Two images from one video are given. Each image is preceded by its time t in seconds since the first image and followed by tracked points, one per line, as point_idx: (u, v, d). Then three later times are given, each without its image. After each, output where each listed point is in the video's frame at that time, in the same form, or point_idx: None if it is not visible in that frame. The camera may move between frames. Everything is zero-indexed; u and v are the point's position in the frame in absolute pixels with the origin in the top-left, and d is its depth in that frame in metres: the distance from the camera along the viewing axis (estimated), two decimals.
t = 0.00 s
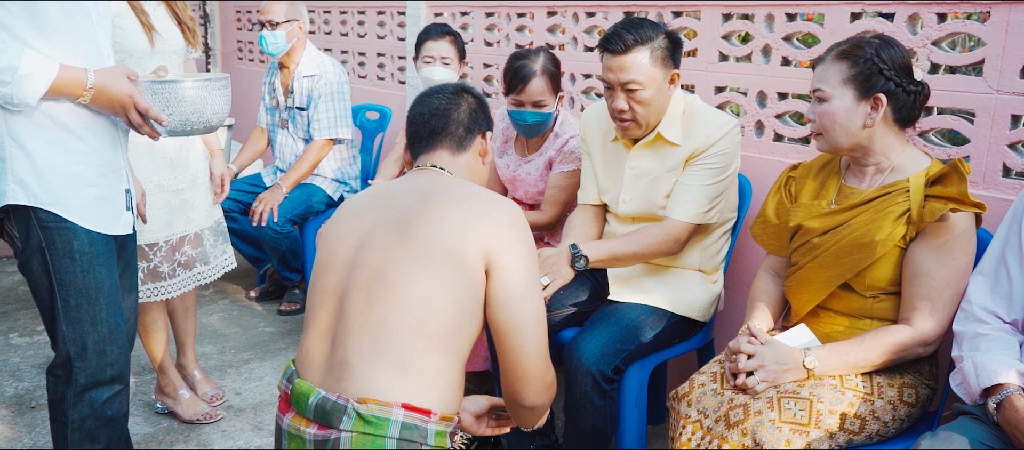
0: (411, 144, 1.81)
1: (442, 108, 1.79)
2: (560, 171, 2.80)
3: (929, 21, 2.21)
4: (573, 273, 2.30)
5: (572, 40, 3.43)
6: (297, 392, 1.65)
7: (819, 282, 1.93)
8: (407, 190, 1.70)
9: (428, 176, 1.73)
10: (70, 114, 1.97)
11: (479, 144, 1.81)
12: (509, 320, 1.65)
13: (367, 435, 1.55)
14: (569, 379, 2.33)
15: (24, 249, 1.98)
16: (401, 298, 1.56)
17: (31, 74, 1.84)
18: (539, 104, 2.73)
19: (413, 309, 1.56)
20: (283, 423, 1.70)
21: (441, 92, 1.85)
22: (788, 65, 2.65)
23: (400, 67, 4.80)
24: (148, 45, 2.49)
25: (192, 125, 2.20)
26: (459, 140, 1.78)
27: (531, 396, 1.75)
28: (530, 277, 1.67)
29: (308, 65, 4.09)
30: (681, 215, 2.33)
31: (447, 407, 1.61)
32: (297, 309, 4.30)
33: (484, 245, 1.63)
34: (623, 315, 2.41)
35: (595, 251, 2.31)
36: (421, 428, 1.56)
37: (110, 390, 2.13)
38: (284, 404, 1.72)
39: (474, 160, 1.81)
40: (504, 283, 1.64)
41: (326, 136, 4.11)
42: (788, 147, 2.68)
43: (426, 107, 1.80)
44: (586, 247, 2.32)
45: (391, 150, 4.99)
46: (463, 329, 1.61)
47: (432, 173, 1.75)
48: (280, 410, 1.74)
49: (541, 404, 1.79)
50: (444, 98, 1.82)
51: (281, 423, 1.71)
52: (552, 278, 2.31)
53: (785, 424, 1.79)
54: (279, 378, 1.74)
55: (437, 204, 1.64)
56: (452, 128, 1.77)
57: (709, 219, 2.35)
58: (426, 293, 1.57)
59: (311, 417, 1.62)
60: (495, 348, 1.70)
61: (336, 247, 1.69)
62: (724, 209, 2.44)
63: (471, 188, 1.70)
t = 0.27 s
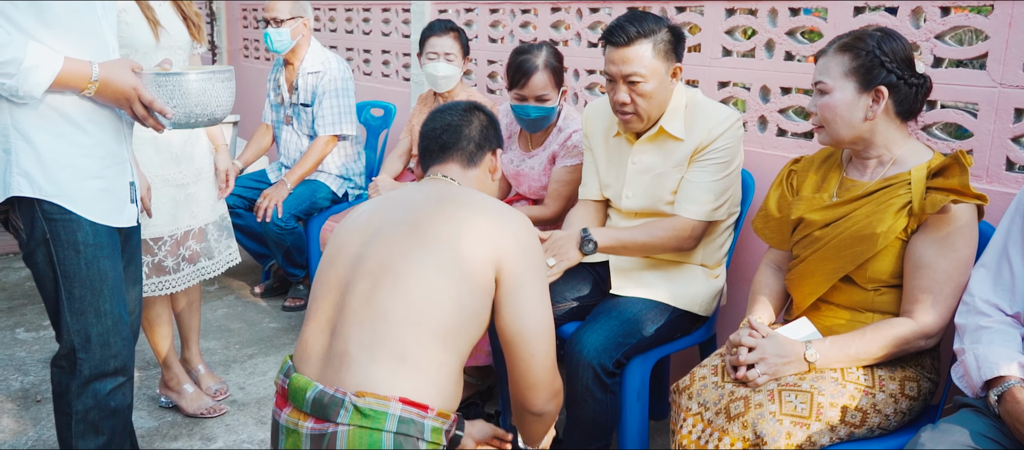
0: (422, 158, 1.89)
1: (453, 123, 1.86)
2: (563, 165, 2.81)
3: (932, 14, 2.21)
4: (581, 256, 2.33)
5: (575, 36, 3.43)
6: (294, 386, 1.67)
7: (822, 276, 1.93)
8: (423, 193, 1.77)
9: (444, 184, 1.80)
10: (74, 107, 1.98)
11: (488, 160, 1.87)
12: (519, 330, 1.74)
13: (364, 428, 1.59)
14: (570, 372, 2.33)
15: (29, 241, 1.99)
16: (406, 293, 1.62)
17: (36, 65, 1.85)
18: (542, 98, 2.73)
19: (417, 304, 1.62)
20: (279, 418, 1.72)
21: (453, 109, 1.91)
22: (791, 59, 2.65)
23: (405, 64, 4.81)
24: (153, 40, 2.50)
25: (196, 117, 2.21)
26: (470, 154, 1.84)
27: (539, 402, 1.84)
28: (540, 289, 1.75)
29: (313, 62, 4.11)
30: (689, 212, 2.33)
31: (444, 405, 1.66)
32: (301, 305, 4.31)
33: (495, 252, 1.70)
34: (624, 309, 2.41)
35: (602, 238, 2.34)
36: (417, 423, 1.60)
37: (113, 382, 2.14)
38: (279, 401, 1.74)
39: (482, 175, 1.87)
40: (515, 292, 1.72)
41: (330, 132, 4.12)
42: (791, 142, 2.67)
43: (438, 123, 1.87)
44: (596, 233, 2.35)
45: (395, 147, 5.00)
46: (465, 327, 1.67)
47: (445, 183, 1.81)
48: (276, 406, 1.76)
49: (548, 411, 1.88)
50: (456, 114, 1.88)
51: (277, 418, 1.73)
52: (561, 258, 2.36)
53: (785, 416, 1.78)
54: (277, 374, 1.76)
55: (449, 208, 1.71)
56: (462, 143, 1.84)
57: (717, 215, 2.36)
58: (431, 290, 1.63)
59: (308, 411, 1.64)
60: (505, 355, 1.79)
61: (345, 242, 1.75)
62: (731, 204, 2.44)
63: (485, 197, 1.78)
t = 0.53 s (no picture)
0: (434, 169, 1.93)
1: (466, 138, 1.89)
2: (565, 158, 2.81)
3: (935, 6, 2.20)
4: (581, 258, 2.32)
5: (578, 30, 3.43)
6: (288, 377, 1.68)
7: (822, 266, 1.93)
8: (434, 195, 1.80)
9: (454, 191, 1.83)
10: (76, 96, 1.99)
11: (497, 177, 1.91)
12: (523, 333, 1.76)
13: (356, 420, 1.60)
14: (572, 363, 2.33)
15: (32, 230, 2.00)
16: (407, 284, 1.64)
17: (39, 55, 1.86)
18: (544, 90, 2.74)
19: (417, 296, 1.64)
20: (274, 409, 1.73)
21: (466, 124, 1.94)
22: (794, 52, 2.64)
23: (409, 59, 4.82)
24: (156, 33, 2.50)
25: (199, 108, 2.22)
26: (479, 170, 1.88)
27: (543, 405, 1.88)
28: (546, 295, 1.78)
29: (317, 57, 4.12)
30: (689, 205, 2.33)
31: (439, 400, 1.67)
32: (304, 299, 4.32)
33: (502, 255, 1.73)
34: (626, 300, 2.41)
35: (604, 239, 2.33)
36: (410, 416, 1.61)
37: (116, 371, 2.15)
38: (274, 393, 1.75)
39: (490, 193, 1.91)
40: (520, 296, 1.75)
41: (334, 127, 4.13)
42: (793, 134, 2.67)
43: (451, 137, 1.91)
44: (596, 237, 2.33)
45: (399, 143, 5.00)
46: (463, 323, 1.68)
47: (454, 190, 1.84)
48: (271, 397, 1.76)
49: (552, 414, 1.92)
50: (469, 128, 1.91)
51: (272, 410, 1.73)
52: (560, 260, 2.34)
53: (785, 406, 1.78)
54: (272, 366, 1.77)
55: (457, 209, 1.74)
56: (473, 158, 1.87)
57: (717, 208, 2.35)
58: (432, 283, 1.65)
59: (302, 402, 1.65)
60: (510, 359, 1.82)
61: (353, 237, 1.79)
62: (734, 196, 2.44)
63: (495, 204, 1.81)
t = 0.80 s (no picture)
0: (442, 178, 1.96)
1: (475, 149, 1.93)
2: (566, 150, 2.81)
3: None
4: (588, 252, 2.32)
5: (580, 25, 3.43)
6: (283, 367, 1.68)
7: (822, 257, 1.92)
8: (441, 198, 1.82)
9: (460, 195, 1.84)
10: (77, 86, 2.00)
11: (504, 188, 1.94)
12: (523, 338, 1.76)
13: (350, 409, 1.60)
14: (571, 354, 2.33)
15: (33, 220, 2.01)
16: (407, 278, 1.66)
17: (40, 45, 1.86)
18: (545, 82, 2.74)
19: (417, 289, 1.66)
20: (268, 399, 1.73)
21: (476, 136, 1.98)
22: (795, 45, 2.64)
23: (411, 55, 4.82)
24: (158, 26, 2.51)
25: (198, 98, 2.22)
26: (486, 179, 1.90)
27: (540, 410, 1.87)
28: (548, 303, 1.78)
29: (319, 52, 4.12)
30: (694, 198, 2.32)
31: (435, 395, 1.67)
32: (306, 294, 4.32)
33: (507, 259, 1.75)
34: (625, 292, 2.41)
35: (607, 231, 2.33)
36: (403, 408, 1.62)
37: (117, 361, 2.15)
38: (269, 382, 1.75)
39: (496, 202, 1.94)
40: (522, 300, 1.76)
41: (336, 122, 4.14)
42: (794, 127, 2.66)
43: (461, 147, 1.95)
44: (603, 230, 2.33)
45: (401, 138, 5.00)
46: (461, 319, 1.69)
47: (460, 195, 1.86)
48: (266, 387, 1.76)
49: (550, 419, 1.91)
50: (480, 140, 1.95)
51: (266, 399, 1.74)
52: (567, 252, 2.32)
53: (784, 395, 1.77)
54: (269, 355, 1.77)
55: (463, 210, 1.75)
56: (480, 168, 1.90)
57: (721, 201, 2.35)
58: (432, 278, 1.67)
59: (296, 391, 1.65)
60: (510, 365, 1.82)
61: (359, 232, 1.81)
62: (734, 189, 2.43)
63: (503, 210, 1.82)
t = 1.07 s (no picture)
0: (449, 184, 1.97)
1: (482, 159, 1.93)
2: (564, 144, 2.81)
3: None
4: (602, 241, 2.32)
5: (580, 19, 3.42)
6: (279, 354, 1.69)
7: (818, 248, 1.92)
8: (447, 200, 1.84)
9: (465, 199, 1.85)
10: (75, 77, 2.00)
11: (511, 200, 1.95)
12: (521, 340, 1.77)
13: (343, 397, 1.61)
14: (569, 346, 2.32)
15: (32, 210, 2.02)
16: (407, 273, 1.67)
17: (37, 36, 1.87)
18: (543, 75, 2.74)
19: (417, 282, 1.66)
20: (264, 387, 1.73)
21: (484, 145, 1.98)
22: (794, 38, 2.63)
23: (412, 51, 4.82)
24: (158, 19, 2.51)
25: (196, 90, 2.23)
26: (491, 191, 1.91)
27: (536, 414, 1.87)
28: (549, 308, 1.79)
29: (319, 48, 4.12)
30: (701, 193, 2.33)
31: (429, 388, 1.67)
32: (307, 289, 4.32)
33: (510, 260, 1.75)
34: (623, 284, 2.41)
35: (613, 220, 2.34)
36: (397, 398, 1.62)
37: (115, 353, 2.15)
38: (264, 370, 1.75)
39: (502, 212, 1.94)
40: (522, 302, 1.76)
41: (336, 117, 4.14)
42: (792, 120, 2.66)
43: (468, 156, 1.95)
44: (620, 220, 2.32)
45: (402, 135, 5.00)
46: (459, 315, 1.69)
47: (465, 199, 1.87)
48: (262, 375, 1.77)
49: (545, 423, 1.90)
50: (487, 150, 1.95)
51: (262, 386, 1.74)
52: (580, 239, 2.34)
53: (779, 386, 1.77)
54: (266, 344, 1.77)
55: (468, 210, 1.77)
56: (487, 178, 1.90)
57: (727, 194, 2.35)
58: (433, 273, 1.68)
59: (291, 379, 1.65)
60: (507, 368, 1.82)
61: (363, 229, 1.83)
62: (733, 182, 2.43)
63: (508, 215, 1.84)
